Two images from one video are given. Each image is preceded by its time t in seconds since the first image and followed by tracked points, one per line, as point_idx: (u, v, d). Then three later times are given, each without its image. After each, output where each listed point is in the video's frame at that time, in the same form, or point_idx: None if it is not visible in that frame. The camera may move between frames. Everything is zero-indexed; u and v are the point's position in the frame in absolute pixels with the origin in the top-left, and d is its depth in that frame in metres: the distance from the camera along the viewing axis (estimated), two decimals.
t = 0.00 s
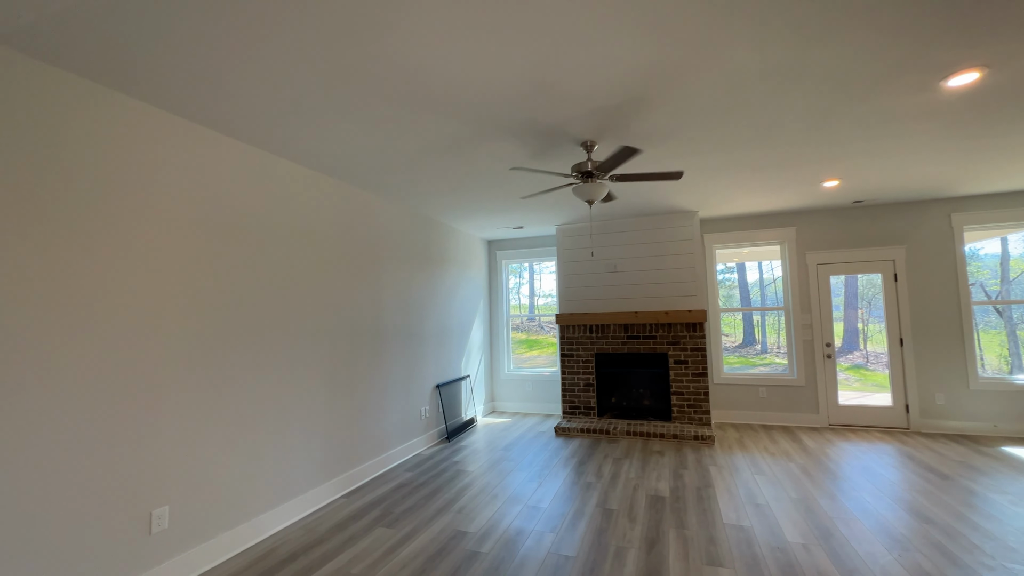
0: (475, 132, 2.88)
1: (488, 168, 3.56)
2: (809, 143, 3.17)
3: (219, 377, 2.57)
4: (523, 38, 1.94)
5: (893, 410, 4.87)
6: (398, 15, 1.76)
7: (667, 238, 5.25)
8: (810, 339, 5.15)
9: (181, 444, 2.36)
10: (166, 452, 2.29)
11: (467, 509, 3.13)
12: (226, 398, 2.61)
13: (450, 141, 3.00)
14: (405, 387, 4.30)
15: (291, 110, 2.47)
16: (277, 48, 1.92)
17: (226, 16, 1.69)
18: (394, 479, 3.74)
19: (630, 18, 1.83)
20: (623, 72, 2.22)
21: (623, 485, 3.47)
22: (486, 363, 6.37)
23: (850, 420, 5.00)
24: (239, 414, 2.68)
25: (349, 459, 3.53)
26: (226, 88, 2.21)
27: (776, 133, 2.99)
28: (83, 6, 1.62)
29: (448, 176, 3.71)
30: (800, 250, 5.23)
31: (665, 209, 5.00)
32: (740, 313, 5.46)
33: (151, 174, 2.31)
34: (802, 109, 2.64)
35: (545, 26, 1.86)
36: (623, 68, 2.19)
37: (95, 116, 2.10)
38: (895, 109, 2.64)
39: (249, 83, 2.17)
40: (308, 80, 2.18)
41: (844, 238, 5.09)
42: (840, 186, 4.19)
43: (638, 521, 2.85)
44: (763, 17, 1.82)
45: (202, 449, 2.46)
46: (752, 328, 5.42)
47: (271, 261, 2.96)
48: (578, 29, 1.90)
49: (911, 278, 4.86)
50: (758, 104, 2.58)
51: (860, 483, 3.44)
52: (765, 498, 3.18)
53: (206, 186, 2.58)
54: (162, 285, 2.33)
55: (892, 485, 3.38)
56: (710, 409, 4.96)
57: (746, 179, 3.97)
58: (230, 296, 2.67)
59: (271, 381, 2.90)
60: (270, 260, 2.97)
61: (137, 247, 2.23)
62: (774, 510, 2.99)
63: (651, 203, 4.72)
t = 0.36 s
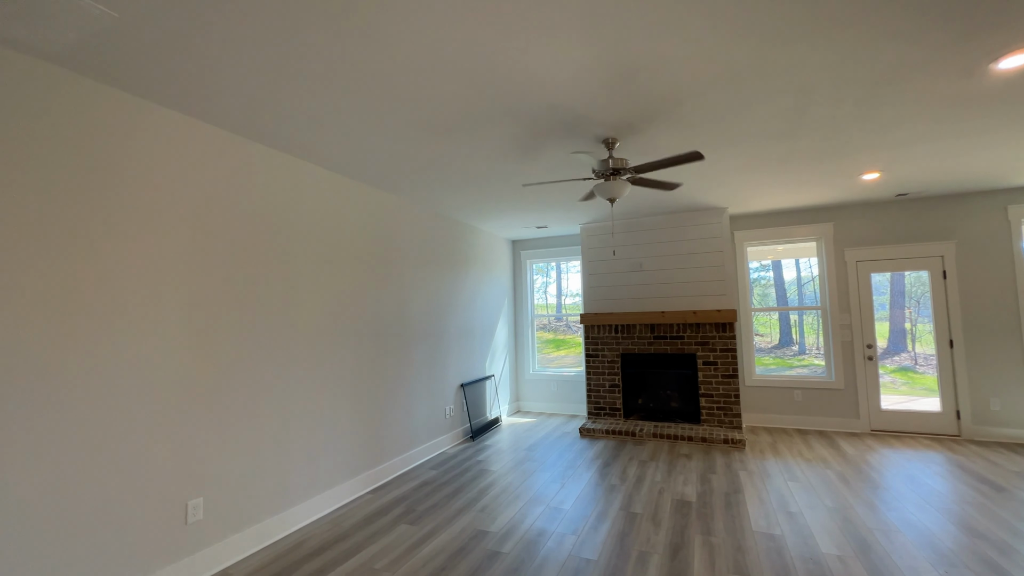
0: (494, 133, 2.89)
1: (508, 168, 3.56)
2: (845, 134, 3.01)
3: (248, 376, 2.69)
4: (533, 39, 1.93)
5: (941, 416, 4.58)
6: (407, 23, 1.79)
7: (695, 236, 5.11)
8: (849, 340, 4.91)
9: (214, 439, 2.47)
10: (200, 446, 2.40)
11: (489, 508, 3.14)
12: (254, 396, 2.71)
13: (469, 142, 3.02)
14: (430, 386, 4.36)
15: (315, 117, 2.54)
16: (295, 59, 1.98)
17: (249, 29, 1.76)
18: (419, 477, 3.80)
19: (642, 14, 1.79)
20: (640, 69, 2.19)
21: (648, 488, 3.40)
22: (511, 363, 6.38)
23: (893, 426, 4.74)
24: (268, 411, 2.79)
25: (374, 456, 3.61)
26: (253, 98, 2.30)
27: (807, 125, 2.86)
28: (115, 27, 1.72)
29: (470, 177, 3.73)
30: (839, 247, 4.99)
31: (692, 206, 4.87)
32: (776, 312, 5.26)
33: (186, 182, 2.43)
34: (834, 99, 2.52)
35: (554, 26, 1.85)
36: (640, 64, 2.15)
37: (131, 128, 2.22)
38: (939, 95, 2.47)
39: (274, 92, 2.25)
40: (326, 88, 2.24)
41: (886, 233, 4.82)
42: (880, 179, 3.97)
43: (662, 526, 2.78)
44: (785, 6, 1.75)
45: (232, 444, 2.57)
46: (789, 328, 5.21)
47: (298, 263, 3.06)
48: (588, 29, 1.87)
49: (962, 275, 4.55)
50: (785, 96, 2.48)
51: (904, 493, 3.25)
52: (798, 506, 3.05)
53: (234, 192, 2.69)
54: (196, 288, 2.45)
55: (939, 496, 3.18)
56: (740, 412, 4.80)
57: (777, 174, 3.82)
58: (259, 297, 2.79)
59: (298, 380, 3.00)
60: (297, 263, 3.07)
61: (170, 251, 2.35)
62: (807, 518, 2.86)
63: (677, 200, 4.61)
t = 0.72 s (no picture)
0: (523, 134, 2.89)
1: (540, 168, 3.54)
2: (904, 120, 2.77)
3: (290, 373, 2.83)
4: (553, 37, 1.91)
5: None
6: (426, 28, 1.82)
7: (740, 233, 4.88)
8: (917, 343, 4.52)
9: (258, 433, 2.63)
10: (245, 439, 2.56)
11: (523, 510, 3.13)
12: (295, 393, 2.84)
13: (499, 144, 3.04)
14: (466, 387, 4.41)
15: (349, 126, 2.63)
16: (325, 68, 2.07)
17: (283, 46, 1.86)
18: (455, 476, 3.85)
19: (665, 4, 1.73)
20: (669, 62, 2.12)
21: (688, 496, 3.27)
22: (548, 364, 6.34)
23: (969, 438, 4.31)
24: (309, 409, 2.92)
25: (411, 454, 3.69)
26: (291, 110, 2.42)
27: (859, 113, 2.66)
28: (163, 45, 1.87)
29: (502, 178, 3.75)
30: (904, 242, 4.60)
31: (737, 202, 4.66)
32: (835, 313, 4.92)
33: (231, 191, 2.60)
34: (888, 83, 2.33)
35: (577, 22, 1.82)
36: (668, 58, 2.09)
37: (183, 143, 2.40)
38: (1013, 72, 2.23)
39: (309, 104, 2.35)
40: (357, 95, 2.32)
41: (958, 226, 4.39)
42: (949, 167, 3.63)
43: (701, 537, 2.66)
44: None
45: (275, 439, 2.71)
46: (849, 330, 4.86)
47: (336, 267, 3.19)
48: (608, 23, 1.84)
49: None
50: (830, 82, 2.32)
51: (980, 512, 2.94)
52: (855, 521, 2.83)
53: (276, 198, 2.84)
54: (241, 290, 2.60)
55: (1023, 517, 2.85)
56: (791, 419, 4.53)
57: (828, 166, 3.58)
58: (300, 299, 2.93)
59: (337, 378, 3.12)
60: (336, 266, 3.20)
61: (218, 254, 2.51)
62: (865, 535, 2.65)
63: (719, 196, 4.43)
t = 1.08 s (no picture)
0: (569, 133, 2.85)
1: (589, 167, 3.48)
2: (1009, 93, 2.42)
3: (347, 372, 2.97)
4: (595, 32, 1.87)
5: None
6: (466, 34, 1.85)
7: (812, 228, 4.51)
8: None
9: (319, 428, 2.78)
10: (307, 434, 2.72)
11: (575, 514, 3.08)
12: (352, 391, 2.99)
13: (545, 144, 3.02)
14: (517, 388, 4.42)
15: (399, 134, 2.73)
16: (374, 80, 2.16)
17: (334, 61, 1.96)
18: (506, 477, 3.87)
19: None
20: (721, 48, 2.00)
21: (752, 510, 3.05)
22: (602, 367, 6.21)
23: None
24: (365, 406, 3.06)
25: (463, 453, 3.76)
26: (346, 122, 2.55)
27: (950, 88, 2.36)
28: (232, 70, 2.04)
29: (551, 179, 3.72)
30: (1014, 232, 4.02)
31: (807, 194, 4.30)
32: (930, 314, 4.41)
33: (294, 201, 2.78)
34: (984, 51, 2.04)
35: (618, 15, 1.77)
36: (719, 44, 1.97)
37: (251, 158, 2.61)
38: None
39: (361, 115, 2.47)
40: (405, 105, 2.40)
41: None
42: None
43: (766, 555, 2.47)
44: None
45: (334, 434, 2.86)
46: (948, 333, 4.34)
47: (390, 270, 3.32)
48: (652, 12, 1.76)
49: None
50: (911, 56, 2.08)
51: None
52: (952, 548, 2.51)
53: (334, 206, 3.01)
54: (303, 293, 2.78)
55: None
56: (875, 431, 4.10)
57: (913, 149, 3.21)
58: (356, 302, 3.07)
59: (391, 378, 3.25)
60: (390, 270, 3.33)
61: (283, 260, 2.70)
62: (965, 566, 2.33)
63: (785, 189, 4.12)
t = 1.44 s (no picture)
0: (608, 129, 2.80)
1: (631, 162, 3.40)
2: None
3: (392, 369, 3.08)
4: (631, 24, 1.83)
5: None
6: (501, 34, 1.86)
7: (878, 219, 4.17)
8: None
9: (366, 423, 2.90)
10: (354, 428, 2.84)
11: (617, 516, 3.02)
12: (397, 387, 3.09)
13: (585, 141, 2.98)
14: (559, 387, 4.39)
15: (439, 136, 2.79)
16: (412, 84, 2.22)
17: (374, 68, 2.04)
18: (548, 475, 3.86)
19: None
20: (768, 32, 1.90)
21: (808, 520, 2.87)
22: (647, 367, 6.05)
23: None
24: (409, 402, 3.15)
25: (504, 451, 3.79)
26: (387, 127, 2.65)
27: None
28: (282, 82, 2.17)
29: (592, 176, 3.67)
30: None
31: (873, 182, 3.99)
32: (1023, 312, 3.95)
33: (341, 204, 2.91)
34: None
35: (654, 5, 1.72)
36: (766, 27, 1.86)
37: (302, 165, 2.76)
38: None
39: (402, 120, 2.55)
40: (443, 107, 2.45)
41: None
42: None
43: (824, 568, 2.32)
44: None
45: (379, 428, 2.97)
46: None
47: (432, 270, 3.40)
48: None
49: None
50: (991, 27, 1.88)
51: None
52: None
53: (378, 208, 3.12)
54: (350, 293, 2.90)
55: None
56: (954, 440, 3.73)
57: (998, 129, 2.89)
58: (400, 300, 3.17)
59: (433, 375, 3.32)
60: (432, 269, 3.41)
61: (332, 260, 2.84)
62: None
63: (847, 178, 3.84)
